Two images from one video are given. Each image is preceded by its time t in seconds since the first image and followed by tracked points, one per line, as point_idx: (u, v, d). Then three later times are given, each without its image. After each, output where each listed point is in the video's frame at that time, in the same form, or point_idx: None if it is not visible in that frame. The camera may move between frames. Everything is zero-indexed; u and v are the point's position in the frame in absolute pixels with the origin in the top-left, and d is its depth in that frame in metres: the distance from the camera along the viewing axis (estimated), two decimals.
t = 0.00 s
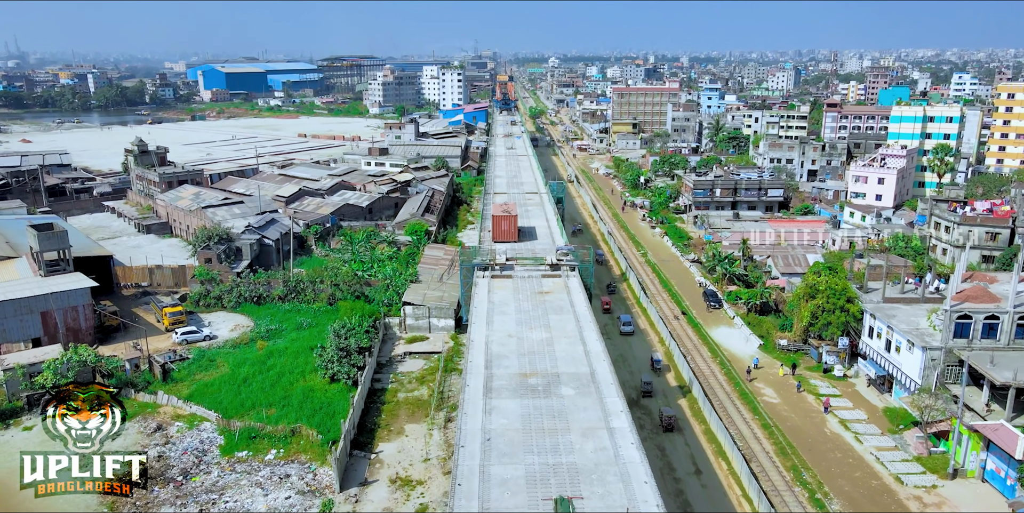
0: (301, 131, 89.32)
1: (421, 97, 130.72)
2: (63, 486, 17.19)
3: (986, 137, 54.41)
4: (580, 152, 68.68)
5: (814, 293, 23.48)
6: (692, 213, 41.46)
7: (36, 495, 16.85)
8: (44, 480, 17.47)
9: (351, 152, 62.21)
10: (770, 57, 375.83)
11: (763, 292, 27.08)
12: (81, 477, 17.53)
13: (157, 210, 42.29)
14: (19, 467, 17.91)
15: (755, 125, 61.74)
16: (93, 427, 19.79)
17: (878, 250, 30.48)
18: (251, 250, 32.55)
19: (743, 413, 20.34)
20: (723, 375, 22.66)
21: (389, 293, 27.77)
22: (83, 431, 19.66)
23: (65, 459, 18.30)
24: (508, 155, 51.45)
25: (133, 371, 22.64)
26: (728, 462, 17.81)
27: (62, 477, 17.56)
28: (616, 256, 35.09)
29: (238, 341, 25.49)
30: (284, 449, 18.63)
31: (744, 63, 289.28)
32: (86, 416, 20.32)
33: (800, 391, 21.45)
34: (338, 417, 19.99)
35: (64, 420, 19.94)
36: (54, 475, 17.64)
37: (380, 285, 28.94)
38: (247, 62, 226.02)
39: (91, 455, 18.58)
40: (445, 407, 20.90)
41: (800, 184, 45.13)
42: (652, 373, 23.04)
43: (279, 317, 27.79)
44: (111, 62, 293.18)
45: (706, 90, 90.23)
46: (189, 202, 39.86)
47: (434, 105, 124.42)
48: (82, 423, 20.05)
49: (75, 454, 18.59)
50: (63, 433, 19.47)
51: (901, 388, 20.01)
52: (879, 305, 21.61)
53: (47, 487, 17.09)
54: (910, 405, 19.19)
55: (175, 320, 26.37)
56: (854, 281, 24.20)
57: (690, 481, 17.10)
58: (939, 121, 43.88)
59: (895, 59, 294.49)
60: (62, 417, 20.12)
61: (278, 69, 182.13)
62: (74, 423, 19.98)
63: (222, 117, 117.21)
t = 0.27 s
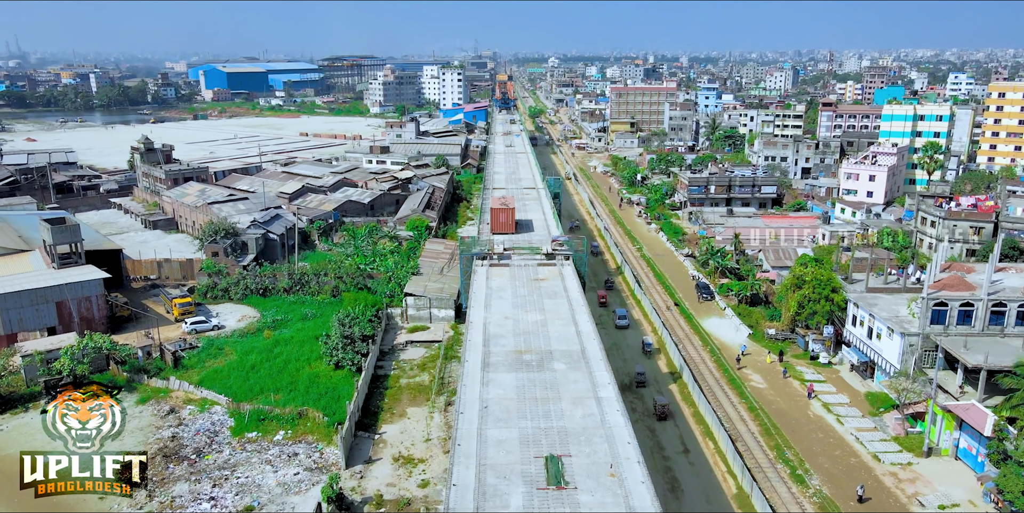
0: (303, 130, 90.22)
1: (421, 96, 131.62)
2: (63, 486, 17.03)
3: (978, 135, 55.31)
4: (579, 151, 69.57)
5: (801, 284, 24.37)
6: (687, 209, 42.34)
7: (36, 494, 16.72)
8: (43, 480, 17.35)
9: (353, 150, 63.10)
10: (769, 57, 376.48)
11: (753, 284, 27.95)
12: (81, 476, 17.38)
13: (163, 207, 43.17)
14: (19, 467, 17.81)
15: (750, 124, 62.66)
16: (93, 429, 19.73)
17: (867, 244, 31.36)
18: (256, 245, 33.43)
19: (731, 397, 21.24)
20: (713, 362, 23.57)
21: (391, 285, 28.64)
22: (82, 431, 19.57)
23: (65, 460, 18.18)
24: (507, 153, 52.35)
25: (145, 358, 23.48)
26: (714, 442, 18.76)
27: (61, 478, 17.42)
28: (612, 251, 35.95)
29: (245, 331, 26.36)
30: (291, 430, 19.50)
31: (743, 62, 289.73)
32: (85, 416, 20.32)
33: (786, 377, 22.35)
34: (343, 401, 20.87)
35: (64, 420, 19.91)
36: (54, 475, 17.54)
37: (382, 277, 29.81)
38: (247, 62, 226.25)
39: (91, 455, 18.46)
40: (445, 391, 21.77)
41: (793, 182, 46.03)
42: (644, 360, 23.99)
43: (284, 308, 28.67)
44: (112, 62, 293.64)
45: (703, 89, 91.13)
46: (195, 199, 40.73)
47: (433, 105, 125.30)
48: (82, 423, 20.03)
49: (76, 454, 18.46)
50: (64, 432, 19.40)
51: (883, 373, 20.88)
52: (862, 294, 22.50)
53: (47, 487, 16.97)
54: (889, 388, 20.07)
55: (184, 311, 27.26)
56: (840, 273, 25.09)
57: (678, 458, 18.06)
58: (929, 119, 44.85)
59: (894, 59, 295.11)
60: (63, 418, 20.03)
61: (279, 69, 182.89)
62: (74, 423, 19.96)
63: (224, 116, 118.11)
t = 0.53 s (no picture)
0: (304, 129, 91.03)
1: (421, 96, 132.38)
2: (63, 486, 16.93)
3: (971, 134, 56.06)
4: (578, 150, 70.35)
5: (790, 276, 25.15)
6: (683, 206, 43.11)
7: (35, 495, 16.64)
8: (42, 480, 17.26)
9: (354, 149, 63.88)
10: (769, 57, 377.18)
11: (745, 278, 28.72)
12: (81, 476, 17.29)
13: (168, 203, 43.94)
14: (19, 466, 17.73)
15: (746, 123, 63.45)
16: (93, 428, 19.60)
17: (856, 239, 32.14)
18: (260, 240, 34.21)
19: (720, 384, 22.04)
20: (704, 352, 24.36)
21: (392, 279, 29.43)
22: (82, 431, 19.45)
23: (66, 459, 18.06)
24: (506, 151, 53.10)
25: (155, 348, 24.21)
26: (703, 425, 19.58)
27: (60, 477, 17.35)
28: (608, 246, 36.72)
29: (251, 322, 27.15)
30: (297, 415, 20.28)
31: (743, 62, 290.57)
32: (85, 417, 20.02)
33: (774, 365, 23.15)
34: (346, 387, 21.66)
35: (63, 421, 19.66)
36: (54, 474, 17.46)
37: (384, 271, 30.58)
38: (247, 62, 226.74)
39: (91, 455, 18.35)
40: (445, 379, 22.55)
41: (788, 179, 46.79)
42: (637, 350, 24.80)
43: (288, 301, 29.45)
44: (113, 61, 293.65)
45: (701, 89, 91.93)
46: (200, 196, 41.52)
47: (433, 105, 126.10)
48: (81, 423, 19.76)
49: (76, 454, 18.33)
50: (63, 434, 19.20)
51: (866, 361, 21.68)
52: (848, 286, 23.29)
53: (47, 487, 16.88)
54: (872, 375, 20.88)
55: (192, 303, 28.01)
56: (827, 265, 25.91)
57: (667, 440, 18.89)
58: (921, 118, 45.69)
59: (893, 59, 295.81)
60: (62, 417, 19.85)
61: (279, 69, 183.66)
62: (73, 424, 19.70)
63: (226, 116, 118.85)
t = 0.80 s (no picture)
0: (306, 129, 91.94)
1: (422, 95, 133.27)
2: (63, 486, 16.97)
3: (962, 133, 56.91)
4: (576, 149, 71.21)
5: (778, 268, 26.03)
6: (678, 203, 43.98)
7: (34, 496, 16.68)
8: (42, 479, 17.27)
9: (355, 147, 64.76)
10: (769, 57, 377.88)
11: (736, 271, 29.59)
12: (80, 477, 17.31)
13: (173, 200, 44.81)
14: (19, 468, 17.68)
15: (742, 122, 64.35)
16: (93, 427, 19.17)
17: (845, 233, 33.00)
18: (265, 235, 35.10)
19: (709, 371, 22.95)
20: (694, 341, 25.25)
21: (393, 272, 30.33)
22: (83, 431, 19.01)
23: (66, 459, 18.00)
24: (505, 149, 53.95)
25: (164, 337, 25.05)
26: (691, 409, 20.50)
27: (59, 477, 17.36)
28: (604, 242, 37.59)
29: (257, 313, 28.02)
30: (303, 399, 21.13)
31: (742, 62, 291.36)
32: (85, 417, 19.49)
33: (761, 353, 24.05)
34: (350, 374, 22.55)
35: (62, 423, 19.20)
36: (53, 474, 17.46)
37: (385, 265, 31.47)
38: (249, 63, 226.55)
39: (91, 455, 18.27)
40: (445, 367, 23.41)
41: (781, 177, 47.67)
42: (631, 339, 25.70)
43: (293, 294, 30.33)
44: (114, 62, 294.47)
45: (699, 88, 92.79)
46: (205, 193, 42.38)
47: (434, 104, 126.98)
48: (81, 423, 19.26)
49: (76, 453, 18.24)
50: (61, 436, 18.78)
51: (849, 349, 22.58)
52: (833, 277, 24.15)
53: (47, 487, 16.89)
54: (854, 361, 21.77)
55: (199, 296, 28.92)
56: (814, 258, 26.82)
57: (657, 422, 19.81)
58: (911, 117, 46.68)
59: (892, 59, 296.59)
60: (62, 417, 19.40)
61: (280, 69, 184.85)
62: (73, 425, 19.20)
63: (227, 115, 119.72)
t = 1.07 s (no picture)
0: (307, 127, 92.80)
1: (422, 95, 134.11)
2: (63, 486, 16.91)
3: (954, 132, 57.79)
4: (574, 147, 72.12)
5: (766, 261, 26.90)
6: (673, 200, 44.85)
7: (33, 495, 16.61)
8: (41, 479, 17.23)
9: (356, 146, 65.65)
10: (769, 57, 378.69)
11: (727, 264, 30.46)
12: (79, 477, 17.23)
13: (178, 197, 45.68)
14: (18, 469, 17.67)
15: (737, 121, 65.26)
16: (93, 425, 19.47)
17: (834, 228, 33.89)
18: (269, 230, 35.98)
19: (698, 358, 23.86)
20: (685, 331, 26.14)
21: (394, 265, 31.22)
22: (83, 431, 19.19)
23: (66, 459, 18.03)
24: (504, 146, 54.85)
25: (173, 328, 25.90)
26: (680, 393, 21.40)
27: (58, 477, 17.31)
28: (600, 237, 38.46)
29: (262, 305, 28.89)
30: (308, 385, 21.99)
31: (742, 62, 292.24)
32: (85, 417, 19.88)
33: (749, 342, 24.93)
34: (353, 361, 23.41)
35: (63, 421, 19.51)
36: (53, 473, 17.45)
37: (386, 259, 32.35)
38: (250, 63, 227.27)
39: (90, 455, 18.28)
40: (444, 355, 24.28)
41: (775, 175, 48.56)
42: (624, 329, 26.58)
43: (297, 286, 31.20)
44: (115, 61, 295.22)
45: (696, 88, 93.66)
46: (209, 189, 43.26)
47: (433, 104, 127.82)
48: (81, 422, 19.60)
49: (76, 452, 18.38)
50: (62, 433, 19.04)
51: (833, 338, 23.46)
52: (819, 269, 25.03)
53: (47, 487, 16.83)
54: (837, 349, 22.66)
55: (206, 288, 29.77)
56: (801, 251, 27.72)
57: (647, 405, 20.71)
58: (902, 115, 47.62)
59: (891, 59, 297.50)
60: (63, 417, 19.74)
61: (281, 68, 185.71)
62: (73, 424, 19.49)
63: (229, 114, 120.61)
